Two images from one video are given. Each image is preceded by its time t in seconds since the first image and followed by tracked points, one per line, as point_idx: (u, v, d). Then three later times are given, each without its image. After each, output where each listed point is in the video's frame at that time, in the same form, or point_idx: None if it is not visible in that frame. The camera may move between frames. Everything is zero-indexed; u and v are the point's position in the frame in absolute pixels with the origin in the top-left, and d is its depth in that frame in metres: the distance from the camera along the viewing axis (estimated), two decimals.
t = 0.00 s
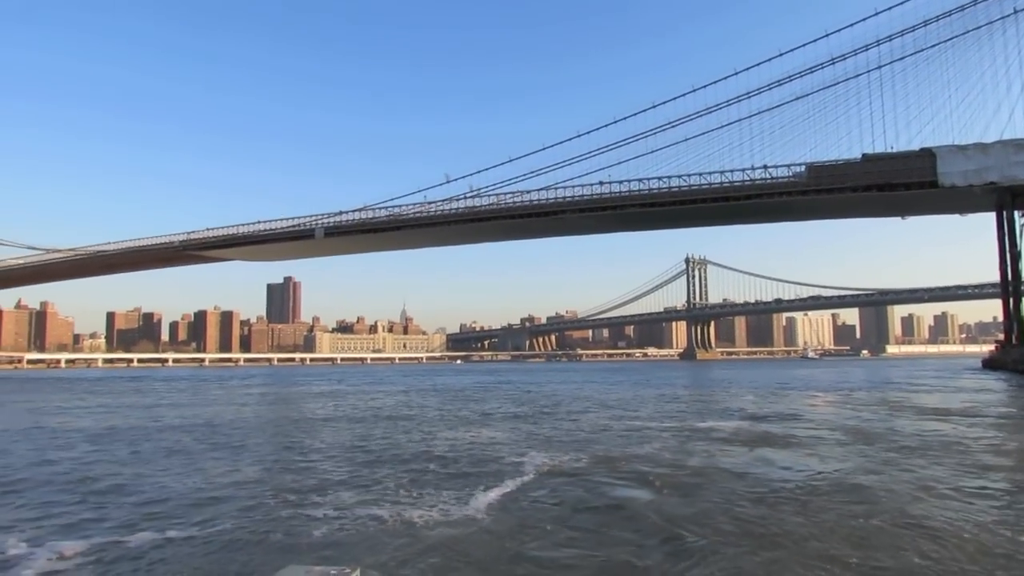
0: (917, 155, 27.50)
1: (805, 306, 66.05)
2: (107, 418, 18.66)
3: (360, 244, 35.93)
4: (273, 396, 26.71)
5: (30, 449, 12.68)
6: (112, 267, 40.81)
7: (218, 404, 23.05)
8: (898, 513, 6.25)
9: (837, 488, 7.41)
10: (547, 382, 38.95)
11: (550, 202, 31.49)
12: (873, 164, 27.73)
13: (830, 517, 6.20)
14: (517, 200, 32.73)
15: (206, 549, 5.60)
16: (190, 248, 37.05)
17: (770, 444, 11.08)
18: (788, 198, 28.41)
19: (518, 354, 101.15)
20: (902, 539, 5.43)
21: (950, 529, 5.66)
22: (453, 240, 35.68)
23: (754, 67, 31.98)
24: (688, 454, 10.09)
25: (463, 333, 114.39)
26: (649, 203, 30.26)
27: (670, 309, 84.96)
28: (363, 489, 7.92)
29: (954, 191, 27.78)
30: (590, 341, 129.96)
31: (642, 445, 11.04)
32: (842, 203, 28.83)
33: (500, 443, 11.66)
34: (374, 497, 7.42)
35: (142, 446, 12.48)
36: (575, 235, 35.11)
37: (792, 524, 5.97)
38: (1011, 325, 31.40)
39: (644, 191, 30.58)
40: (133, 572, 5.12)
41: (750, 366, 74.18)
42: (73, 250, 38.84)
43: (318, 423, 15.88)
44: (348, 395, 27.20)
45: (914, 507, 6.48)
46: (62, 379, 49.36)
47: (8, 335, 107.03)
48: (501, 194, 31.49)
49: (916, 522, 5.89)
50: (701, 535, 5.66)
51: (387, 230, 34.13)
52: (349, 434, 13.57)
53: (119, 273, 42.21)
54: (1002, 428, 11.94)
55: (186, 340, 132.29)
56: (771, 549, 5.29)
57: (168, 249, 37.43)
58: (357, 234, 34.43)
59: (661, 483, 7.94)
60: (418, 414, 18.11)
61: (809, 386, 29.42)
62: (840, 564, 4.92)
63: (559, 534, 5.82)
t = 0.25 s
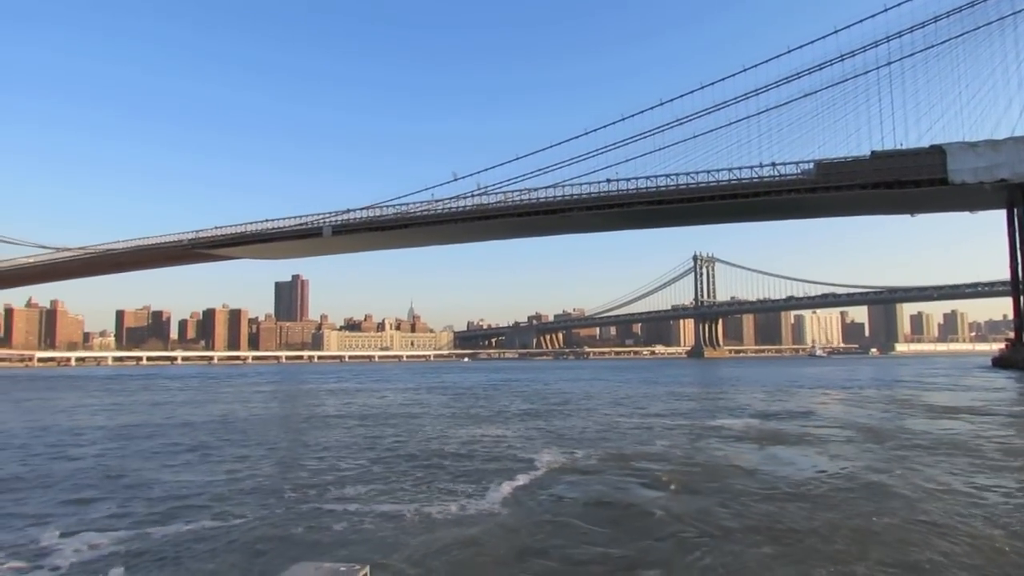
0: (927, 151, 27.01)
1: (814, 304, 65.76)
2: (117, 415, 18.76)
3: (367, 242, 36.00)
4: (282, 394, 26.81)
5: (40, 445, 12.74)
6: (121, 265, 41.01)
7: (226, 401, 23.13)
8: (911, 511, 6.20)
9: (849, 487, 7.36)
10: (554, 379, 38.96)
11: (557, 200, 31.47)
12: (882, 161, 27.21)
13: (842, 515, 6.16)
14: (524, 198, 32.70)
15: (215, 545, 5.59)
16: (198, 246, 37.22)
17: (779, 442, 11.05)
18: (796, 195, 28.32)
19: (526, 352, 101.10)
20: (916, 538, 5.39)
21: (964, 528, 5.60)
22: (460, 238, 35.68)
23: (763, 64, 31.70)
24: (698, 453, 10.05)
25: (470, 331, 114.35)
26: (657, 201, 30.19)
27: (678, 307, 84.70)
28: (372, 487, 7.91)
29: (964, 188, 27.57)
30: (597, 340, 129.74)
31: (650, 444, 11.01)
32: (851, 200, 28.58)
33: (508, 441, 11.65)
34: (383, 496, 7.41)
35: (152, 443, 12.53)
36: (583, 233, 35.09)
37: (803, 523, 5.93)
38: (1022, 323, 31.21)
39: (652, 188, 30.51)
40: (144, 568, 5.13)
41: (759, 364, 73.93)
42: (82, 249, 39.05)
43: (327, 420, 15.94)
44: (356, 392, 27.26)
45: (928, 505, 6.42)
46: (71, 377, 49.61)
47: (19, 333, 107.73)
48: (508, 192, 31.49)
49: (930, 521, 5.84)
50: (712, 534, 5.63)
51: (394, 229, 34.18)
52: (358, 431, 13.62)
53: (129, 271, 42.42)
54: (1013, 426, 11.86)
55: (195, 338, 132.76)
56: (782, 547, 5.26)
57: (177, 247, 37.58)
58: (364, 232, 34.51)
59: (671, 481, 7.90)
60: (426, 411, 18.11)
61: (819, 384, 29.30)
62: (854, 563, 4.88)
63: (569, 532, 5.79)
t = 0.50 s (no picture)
0: (937, 148, 26.97)
1: (822, 300, 65.54)
2: (126, 411, 18.83)
3: (375, 239, 36.06)
4: (290, 390, 26.88)
5: (51, 440, 12.80)
6: (130, 262, 41.18)
7: (234, 397, 23.19)
8: (923, 509, 6.17)
9: (860, 485, 7.33)
10: (562, 376, 38.96)
11: (564, 197, 31.45)
12: (891, 157, 27.11)
13: (853, 512, 6.13)
14: (532, 194, 32.66)
15: (225, 542, 5.60)
16: (206, 243, 37.35)
17: (786, 439, 11.02)
18: (804, 191, 28.22)
19: (533, 348, 101.10)
20: (928, 537, 5.35)
21: (975, 525, 5.58)
22: (467, 235, 35.69)
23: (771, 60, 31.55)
24: (707, 449, 10.03)
25: (477, 328, 114.37)
26: (664, 198, 30.12)
27: (685, 304, 84.51)
28: (381, 485, 7.92)
29: (974, 185, 27.39)
30: (604, 337, 129.61)
31: (659, 440, 10.99)
32: (860, 197, 28.41)
33: (516, 438, 11.64)
34: (391, 494, 7.42)
35: (161, 438, 12.58)
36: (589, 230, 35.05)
37: (814, 521, 5.90)
38: None
39: (660, 185, 30.44)
40: (154, 564, 5.14)
41: (766, 360, 73.78)
42: (91, 246, 39.24)
43: (334, 416, 15.98)
44: (363, 389, 27.32)
45: (939, 503, 6.39)
46: (80, 373, 49.87)
47: (29, 330, 108.43)
48: (515, 189, 31.50)
49: (940, 519, 5.82)
50: (722, 532, 5.61)
51: (401, 226, 34.21)
52: (366, 427, 13.66)
53: (138, 268, 42.58)
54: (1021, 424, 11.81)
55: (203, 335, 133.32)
56: (793, 546, 5.23)
57: (186, 244, 37.70)
58: (371, 229, 34.56)
59: (680, 479, 7.88)
60: (434, 408, 18.11)
61: (826, 381, 29.18)
62: (865, 561, 4.85)
63: (578, 529, 5.78)
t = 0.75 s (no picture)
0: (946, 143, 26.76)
1: (831, 297, 65.25)
2: (139, 408, 19.00)
3: (382, 238, 36.16)
4: (299, 389, 27.01)
5: (64, 437, 12.96)
6: (139, 262, 41.42)
7: (244, 396, 23.33)
8: (933, 506, 6.20)
9: (869, 482, 7.35)
10: (570, 374, 38.97)
11: (571, 195, 31.48)
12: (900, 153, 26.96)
13: (862, 510, 6.17)
14: (539, 193, 32.69)
15: (241, 543, 5.70)
16: (214, 242, 37.55)
17: (794, 437, 11.04)
18: (811, 188, 28.11)
19: (540, 346, 101.09)
20: (938, 534, 5.37)
21: (980, 523, 5.61)
22: (474, 234, 35.74)
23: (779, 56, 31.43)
24: (716, 447, 10.08)
25: (484, 326, 114.44)
26: (671, 195, 30.10)
27: (692, 301, 84.32)
28: (392, 482, 8.00)
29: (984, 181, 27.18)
30: (612, 334, 129.48)
31: (668, 438, 11.02)
32: (868, 194, 28.26)
33: (526, 435, 11.71)
34: (403, 491, 7.50)
35: (173, 436, 12.71)
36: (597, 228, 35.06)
37: (823, 518, 5.94)
38: None
39: (666, 183, 30.42)
40: (171, 565, 5.23)
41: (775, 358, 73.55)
42: (101, 246, 39.50)
43: (344, 414, 16.08)
44: (372, 387, 27.44)
45: (952, 500, 6.40)
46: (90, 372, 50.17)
47: (39, 328, 109.19)
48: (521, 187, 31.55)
49: (945, 516, 5.86)
50: (732, 530, 5.65)
51: (408, 225, 34.31)
52: (376, 425, 13.74)
53: (146, 267, 42.81)
54: None
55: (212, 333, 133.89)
56: (798, 543, 5.28)
57: (194, 243, 37.90)
58: (379, 227, 34.66)
59: (688, 476, 7.92)
60: (443, 405, 18.20)
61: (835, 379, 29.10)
62: (873, 559, 4.88)
63: (588, 528, 5.85)
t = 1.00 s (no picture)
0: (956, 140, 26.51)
1: (838, 296, 64.98)
2: (148, 406, 19.05)
3: (389, 237, 36.20)
4: (306, 387, 27.06)
5: (75, 434, 13.04)
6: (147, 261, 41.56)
7: (252, 394, 23.38)
8: (944, 504, 6.17)
9: (880, 479, 7.32)
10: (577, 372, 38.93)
11: (578, 193, 31.45)
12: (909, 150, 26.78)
13: (873, 507, 6.14)
14: (546, 191, 32.66)
15: (252, 538, 5.72)
16: (222, 242, 37.66)
17: (803, 435, 11.01)
18: (819, 186, 28.00)
19: (547, 345, 101.01)
20: (951, 531, 5.35)
21: (991, 521, 5.58)
22: (481, 232, 35.74)
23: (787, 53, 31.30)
24: (725, 444, 10.06)
25: (491, 324, 114.40)
26: (679, 193, 30.03)
27: (699, 300, 84.08)
28: (402, 479, 8.02)
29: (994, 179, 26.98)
30: (619, 333, 129.26)
31: (677, 436, 11.01)
32: (877, 191, 28.10)
33: (535, 433, 11.72)
34: (412, 488, 7.51)
35: (182, 433, 12.78)
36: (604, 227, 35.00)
37: (834, 515, 5.92)
38: None
39: (673, 180, 30.35)
40: (182, 559, 5.26)
41: (782, 357, 73.30)
42: (109, 245, 39.65)
43: (351, 413, 16.10)
44: (379, 385, 27.47)
45: (964, 498, 6.36)
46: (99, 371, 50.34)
47: (48, 327, 109.85)
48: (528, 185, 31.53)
49: (955, 514, 5.83)
50: (741, 527, 5.63)
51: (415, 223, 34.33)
52: (384, 423, 13.77)
53: (154, 267, 42.96)
54: None
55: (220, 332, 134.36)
56: (807, 541, 5.26)
57: (201, 243, 38.03)
58: (386, 226, 34.70)
59: (698, 474, 7.92)
60: (451, 404, 18.20)
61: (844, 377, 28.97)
62: (885, 556, 4.86)
63: (598, 525, 5.85)
